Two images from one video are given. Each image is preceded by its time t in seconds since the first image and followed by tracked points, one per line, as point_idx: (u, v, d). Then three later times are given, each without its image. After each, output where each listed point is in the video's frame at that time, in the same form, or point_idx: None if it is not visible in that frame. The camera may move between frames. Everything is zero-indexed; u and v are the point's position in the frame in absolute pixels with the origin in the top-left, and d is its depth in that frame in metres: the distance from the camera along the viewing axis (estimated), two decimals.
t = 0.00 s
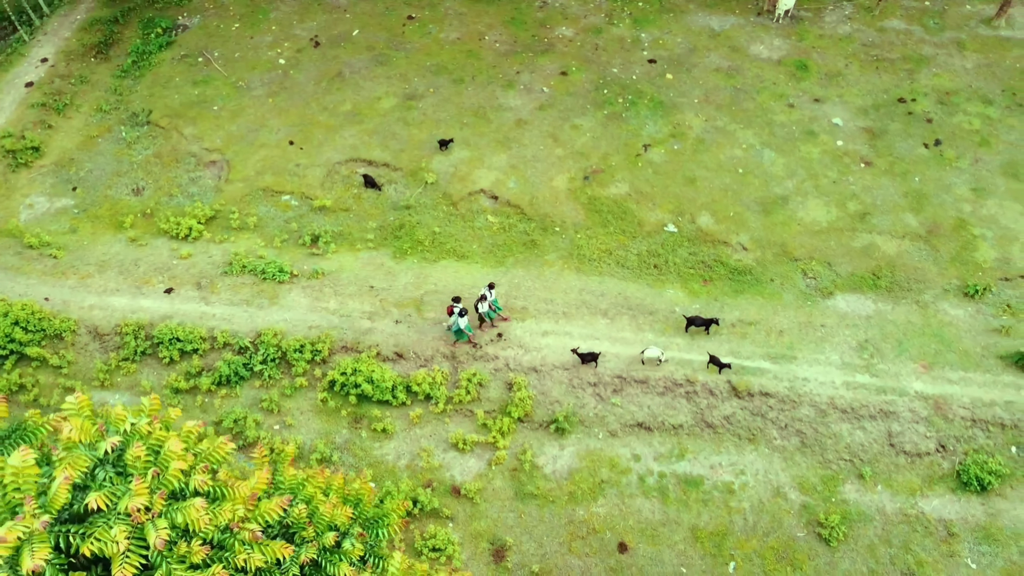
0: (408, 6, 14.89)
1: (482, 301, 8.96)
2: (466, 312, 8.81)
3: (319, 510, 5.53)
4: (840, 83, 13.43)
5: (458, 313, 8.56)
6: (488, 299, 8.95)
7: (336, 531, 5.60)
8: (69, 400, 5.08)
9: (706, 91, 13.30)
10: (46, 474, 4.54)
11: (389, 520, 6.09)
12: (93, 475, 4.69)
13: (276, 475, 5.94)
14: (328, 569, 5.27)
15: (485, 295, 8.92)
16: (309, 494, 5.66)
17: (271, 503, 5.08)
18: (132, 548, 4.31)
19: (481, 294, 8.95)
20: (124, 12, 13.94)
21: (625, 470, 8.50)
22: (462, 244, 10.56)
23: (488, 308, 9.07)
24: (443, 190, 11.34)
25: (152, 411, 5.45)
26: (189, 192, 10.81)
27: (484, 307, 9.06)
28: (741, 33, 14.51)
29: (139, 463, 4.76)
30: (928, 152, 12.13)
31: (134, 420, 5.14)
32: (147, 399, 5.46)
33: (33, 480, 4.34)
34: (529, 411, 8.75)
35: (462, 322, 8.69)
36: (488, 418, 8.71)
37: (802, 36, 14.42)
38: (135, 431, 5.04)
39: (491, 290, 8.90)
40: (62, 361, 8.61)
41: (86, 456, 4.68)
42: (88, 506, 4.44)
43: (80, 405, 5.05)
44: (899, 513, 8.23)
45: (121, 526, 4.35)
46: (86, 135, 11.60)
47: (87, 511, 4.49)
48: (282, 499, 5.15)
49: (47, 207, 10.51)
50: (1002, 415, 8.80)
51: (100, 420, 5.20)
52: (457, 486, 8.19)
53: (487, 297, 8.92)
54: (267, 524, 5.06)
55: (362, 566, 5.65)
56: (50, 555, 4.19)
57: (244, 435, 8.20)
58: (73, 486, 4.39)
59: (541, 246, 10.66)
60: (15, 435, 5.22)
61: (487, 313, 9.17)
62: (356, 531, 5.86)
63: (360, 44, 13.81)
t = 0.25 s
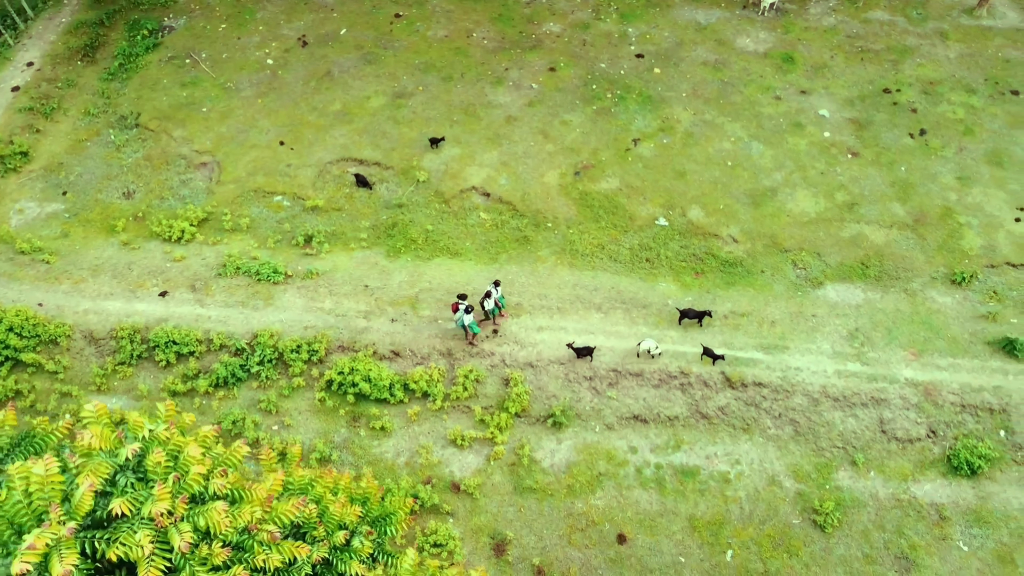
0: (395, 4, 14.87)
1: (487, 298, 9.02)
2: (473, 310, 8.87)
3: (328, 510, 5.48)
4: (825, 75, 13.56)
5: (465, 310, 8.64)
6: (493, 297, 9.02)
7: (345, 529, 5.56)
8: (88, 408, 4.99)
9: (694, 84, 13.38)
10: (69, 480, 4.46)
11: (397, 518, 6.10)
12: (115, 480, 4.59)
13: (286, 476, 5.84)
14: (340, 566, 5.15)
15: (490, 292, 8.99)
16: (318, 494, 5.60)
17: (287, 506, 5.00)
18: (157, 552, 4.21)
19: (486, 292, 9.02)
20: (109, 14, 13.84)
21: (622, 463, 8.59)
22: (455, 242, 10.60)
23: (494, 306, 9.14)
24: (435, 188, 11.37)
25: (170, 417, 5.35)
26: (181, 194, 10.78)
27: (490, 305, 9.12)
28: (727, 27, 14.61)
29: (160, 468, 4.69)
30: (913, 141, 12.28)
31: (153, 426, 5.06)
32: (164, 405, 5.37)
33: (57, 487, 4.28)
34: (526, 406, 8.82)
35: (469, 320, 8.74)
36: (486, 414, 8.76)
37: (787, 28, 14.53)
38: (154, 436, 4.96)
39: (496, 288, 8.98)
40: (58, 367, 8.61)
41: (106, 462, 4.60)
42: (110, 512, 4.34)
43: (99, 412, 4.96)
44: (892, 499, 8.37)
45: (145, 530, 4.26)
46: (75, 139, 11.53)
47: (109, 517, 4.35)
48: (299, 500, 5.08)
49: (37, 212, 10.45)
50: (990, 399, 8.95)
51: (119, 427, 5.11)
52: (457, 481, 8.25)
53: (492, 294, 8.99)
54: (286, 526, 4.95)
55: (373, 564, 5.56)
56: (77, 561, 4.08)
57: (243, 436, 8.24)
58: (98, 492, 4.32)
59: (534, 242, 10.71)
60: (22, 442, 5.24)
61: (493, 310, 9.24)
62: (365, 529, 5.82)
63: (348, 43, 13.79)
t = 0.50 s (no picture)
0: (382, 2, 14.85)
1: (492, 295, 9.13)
2: (478, 308, 9.01)
3: (339, 509, 5.52)
4: (811, 67, 13.68)
5: (469, 309, 8.77)
6: (497, 294, 9.11)
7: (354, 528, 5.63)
8: (106, 415, 5.15)
9: (682, 78, 13.47)
10: (92, 487, 4.67)
11: (403, 515, 6.19)
12: (136, 486, 4.81)
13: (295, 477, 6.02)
14: (351, 564, 5.29)
15: (494, 289, 9.09)
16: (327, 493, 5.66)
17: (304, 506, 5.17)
18: (181, 554, 4.42)
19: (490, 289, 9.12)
20: (95, 16, 13.74)
21: (619, 455, 8.68)
22: (449, 240, 10.64)
23: (499, 302, 9.24)
24: (427, 186, 11.40)
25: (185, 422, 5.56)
26: (172, 197, 10.75)
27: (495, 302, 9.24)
28: (713, 20, 14.69)
29: (180, 473, 4.91)
30: (899, 132, 12.43)
31: (170, 432, 5.27)
32: (179, 412, 5.58)
33: (82, 495, 4.48)
34: (523, 401, 8.88)
35: (474, 318, 8.88)
36: (483, 410, 8.83)
37: (773, 21, 14.64)
38: (171, 443, 5.18)
39: (500, 285, 9.07)
40: (54, 372, 8.59)
41: (127, 468, 4.81)
42: (135, 517, 4.56)
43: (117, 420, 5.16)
44: (884, 484, 8.51)
45: (169, 534, 4.47)
46: (64, 143, 11.46)
47: (133, 522, 4.59)
48: (315, 500, 5.20)
49: (28, 217, 10.40)
50: (979, 384, 9.10)
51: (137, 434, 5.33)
52: (456, 477, 8.32)
53: (497, 292, 9.09)
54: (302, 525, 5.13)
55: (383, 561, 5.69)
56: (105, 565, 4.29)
57: (242, 438, 8.28)
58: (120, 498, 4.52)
59: (527, 238, 10.77)
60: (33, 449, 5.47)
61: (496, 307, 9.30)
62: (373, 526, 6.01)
63: (336, 42, 13.76)
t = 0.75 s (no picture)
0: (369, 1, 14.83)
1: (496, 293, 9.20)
2: (483, 306, 9.09)
3: (348, 508, 5.53)
4: (797, 59, 13.80)
5: (474, 306, 8.86)
6: (502, 293, 9.18)
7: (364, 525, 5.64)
8: (124, 424, 5.39)
9: (670, 73, 13.55)
10: (114, 493, 4.79)
11: (411, 513, 6.25)
12: (156, 491, 4.94)
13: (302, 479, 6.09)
14: (362, 561, 5.33)
15: (498, 287, 9.17)
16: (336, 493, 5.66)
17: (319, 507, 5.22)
18: (203, 557, 4.54)
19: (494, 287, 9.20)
20: (80, 19, 13.64)
21: (616, 448, 8.77)
22: (442, 237, 10.68)
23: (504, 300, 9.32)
24: (419, 184, 11.43)
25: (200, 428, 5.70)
26: (164, 200, 10.72)
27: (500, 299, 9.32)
28: (700, 14, 14.78)
29: (199, 478, 5.02)
30: (885, 122, 12.58)
31: (187, 437, 5.39)
32: (194, 417, 5.71)
33: (105, 502, 4.59)
34: (520, 396, 8.95)
35: (480, 315, 8.95)
36: (481, 406, 8.89)
37: (759, 14, 14.74)
38: (189, 447, 5.30)
39: (504, 283, 9.16)
40: (51, 378, 8.58)
41: (147, 474, 4.94)
42: (157, 521, 4.69)
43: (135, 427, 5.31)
44: (877, 470, 8.65)
45: (191, 538, 4.58)
46: (53, 148, 11.40)
47: (157, 526, 4.72)
48: (329, 501, 5.27)
49: (19, 223, 10.34)
50: (968, 370, 9.25)
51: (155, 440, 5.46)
52: (455, 473, 8.39)
53: (501, 289, 9.17)
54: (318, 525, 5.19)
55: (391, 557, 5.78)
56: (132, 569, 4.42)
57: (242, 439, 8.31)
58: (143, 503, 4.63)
59: (520, 235, 10.83)
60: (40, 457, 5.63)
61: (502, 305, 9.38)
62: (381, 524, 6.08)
63: (325, 42, 13.74)
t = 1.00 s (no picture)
0: None
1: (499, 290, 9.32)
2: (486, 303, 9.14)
3: (356, 507, 5.68)
4: (785, 53, 13.90)
5: (478, 303, 8.89)
6: (507, 289, 9.32)
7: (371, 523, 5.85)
8: (140, 428, 5.59)
9: (659, 68, 13.62)
10: (133, 498, 4.95)
11: (415, 510, 6.52)
12: (173, 494, 5.14)
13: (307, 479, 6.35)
14: (370, 558, 5.50)
15: (500, 284, 9.29)
16: (343, 492, 5.83)
17: (331, 505, 5.38)
18: (222, 558, 4.69)
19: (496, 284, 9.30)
20: (68, 22, 13.56)
21: (613, 441, 8.86)
22: (436, 235, 10.72)
23: (507, 297, 9.44)
24: (412, 183, 11.46)
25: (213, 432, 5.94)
26: (157, 203, 10.70)
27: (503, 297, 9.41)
28: (688, 9, 14.85)
29: (215, 480, 5.21)
30: (873, 114, 12.70)
31: (201, 441, 5.61)
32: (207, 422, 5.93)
33: (125, 506, 4.77)
34: (518, 392, 9.02)
35: (484, 313, 9.01)
36: (478, 402, 8.95)
37: (746, 8, 14.83)
38: (204, 451, 5.50)
39: (505, 279, 9.29)
40: (48, 382, 8.57)
41: (164, 478, 5.16)
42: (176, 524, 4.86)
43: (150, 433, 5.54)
44: (870, 458, 8.78)
45: (209, 539, 4.75)
46: (43, 152, 11.35)
47: (176, 528, 4.91)
48: (340, 500, 5.43)
49: (11, 228, 10.30)
50: (957, 358, 9.39)
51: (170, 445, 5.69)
52: (455, 470, 8.45)
53: (503, 286, 9.28)
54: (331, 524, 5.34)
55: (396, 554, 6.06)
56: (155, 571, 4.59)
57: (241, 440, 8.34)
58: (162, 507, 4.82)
59: (514, 231, 10.88)
60: (52, 463, 5.89)
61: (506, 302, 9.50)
62: (387, 521, 6.29)
63: (314, 42, 13.72)
